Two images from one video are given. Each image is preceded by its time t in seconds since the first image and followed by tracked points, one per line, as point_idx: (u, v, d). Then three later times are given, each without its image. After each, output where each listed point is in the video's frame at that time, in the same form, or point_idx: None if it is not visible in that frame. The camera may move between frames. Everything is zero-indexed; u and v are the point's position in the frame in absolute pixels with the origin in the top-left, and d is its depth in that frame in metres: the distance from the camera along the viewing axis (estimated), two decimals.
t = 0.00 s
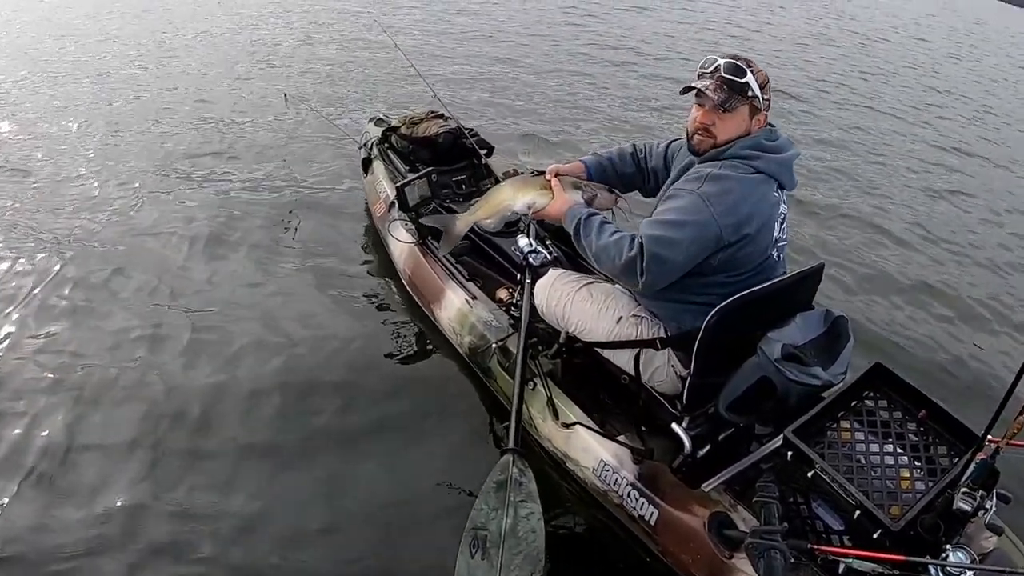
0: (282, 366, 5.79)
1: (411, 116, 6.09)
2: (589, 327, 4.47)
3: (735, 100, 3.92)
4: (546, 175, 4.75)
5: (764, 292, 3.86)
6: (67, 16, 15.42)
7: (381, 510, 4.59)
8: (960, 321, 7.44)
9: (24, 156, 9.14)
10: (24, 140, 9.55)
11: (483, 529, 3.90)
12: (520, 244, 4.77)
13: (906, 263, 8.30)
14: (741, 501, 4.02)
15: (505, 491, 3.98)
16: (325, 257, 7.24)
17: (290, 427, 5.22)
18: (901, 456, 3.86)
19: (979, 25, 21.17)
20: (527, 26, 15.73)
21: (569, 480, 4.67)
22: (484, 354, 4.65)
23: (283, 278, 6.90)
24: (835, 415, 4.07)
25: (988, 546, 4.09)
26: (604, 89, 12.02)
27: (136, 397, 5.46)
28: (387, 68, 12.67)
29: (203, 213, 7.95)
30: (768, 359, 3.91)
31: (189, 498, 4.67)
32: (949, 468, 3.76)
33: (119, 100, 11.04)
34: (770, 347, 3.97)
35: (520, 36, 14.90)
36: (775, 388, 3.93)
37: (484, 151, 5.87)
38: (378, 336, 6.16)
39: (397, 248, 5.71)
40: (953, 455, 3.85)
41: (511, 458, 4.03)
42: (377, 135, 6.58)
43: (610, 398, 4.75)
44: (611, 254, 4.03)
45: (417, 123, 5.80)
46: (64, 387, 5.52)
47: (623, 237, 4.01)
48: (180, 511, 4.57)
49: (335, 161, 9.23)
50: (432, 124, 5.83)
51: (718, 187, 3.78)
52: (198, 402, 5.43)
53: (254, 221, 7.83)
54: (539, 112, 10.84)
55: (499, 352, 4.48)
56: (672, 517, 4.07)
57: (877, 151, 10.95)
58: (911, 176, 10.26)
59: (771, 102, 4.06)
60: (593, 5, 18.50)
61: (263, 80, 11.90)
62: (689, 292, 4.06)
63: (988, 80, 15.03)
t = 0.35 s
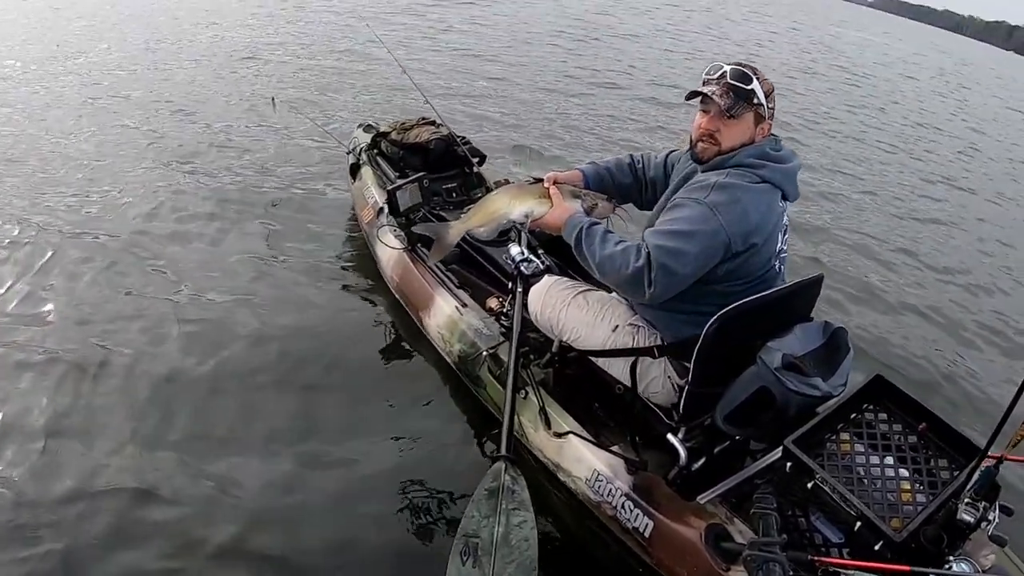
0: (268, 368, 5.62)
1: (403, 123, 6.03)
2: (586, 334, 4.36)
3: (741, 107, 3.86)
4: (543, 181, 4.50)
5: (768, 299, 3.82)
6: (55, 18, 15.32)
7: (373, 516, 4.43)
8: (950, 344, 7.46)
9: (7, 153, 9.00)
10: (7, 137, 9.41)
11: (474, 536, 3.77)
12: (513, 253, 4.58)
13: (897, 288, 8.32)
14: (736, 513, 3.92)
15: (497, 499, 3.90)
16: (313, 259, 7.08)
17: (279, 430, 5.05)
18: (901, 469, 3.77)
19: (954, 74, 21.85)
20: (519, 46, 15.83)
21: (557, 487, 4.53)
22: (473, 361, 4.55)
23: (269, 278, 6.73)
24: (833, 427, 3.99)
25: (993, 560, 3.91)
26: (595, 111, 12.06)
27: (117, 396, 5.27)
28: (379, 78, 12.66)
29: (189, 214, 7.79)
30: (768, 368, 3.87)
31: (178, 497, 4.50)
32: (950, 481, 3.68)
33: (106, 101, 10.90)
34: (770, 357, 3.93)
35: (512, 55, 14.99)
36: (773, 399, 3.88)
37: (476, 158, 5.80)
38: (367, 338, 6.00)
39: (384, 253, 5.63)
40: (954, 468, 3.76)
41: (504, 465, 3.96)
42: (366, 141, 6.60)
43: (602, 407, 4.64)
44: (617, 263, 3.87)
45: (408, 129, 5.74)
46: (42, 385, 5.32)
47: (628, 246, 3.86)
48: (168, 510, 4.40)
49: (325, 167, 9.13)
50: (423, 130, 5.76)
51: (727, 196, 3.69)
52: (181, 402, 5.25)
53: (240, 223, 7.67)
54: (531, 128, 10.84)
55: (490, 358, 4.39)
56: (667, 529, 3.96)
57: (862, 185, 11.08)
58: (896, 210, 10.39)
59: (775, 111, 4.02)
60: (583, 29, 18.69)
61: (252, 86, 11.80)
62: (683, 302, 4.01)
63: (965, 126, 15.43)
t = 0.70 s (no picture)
0: (257, 374, 5.48)
1: (393, 128, 5.99)
2: (579, 343, 4.27)
3: (743, 115, 3.79)
4: (540, 189, 4.38)
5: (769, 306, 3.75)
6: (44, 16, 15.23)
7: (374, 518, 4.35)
8: (940, 368, 7.44)
9: None
10: None
11: (465, 544, 3.60)
12: (506, 261, 4.37)
13: (886, 314, 8.33)
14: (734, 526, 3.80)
15: (489, 507, 3.70)
16: (302, 266, 6.97)
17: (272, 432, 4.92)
18: (901, 481, 3.68)
19: (932, 107, 22.25)
20: (506, 62, 15.83)
21: (549, 495, 4.37)
22: (463, 369, 4.44)
23: (258, 284, 6.59)
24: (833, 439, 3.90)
25: None
26: (583, 128, 12.02)
27: (102, 400, 5.12)
28: (367, 88, 12.58)
29: (174, 219, 7.64)
30: (769, 378, 3.77)
31: (177, 497, 4.38)
32: (952, 493, 3.58)
33: (88, 100, 10.69)
34: (769, 365, 3.86)
35: (499, 70, 14.98)
36: (774, 409, 3.80)
37: (467, 167, 5.76)
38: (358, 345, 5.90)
39: (372, 258, 5.53)
40: (956, 481, 3.67)
41: (497, 473, 3.77)
42: (355, 147, 6.51)
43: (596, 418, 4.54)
44: (617, 272, 3.79)
45: (400, 135, 5.69)
46: (21, 389, 5.14)
47: (628, 254, 3.78)
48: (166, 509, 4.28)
49: (313, 173, 9.02)
50: (415, 137, 5.72)
51: (730, 207, 3.63)
52: (175, 403, 5.13)
53: (227, 228, 7.53)
54: (520, 141, 10.78)
55: (482, 366, 4.29)
56: (663, 540, 3.82)
57: (848, 211, 11.13)
58: (881, 238, 10.44)
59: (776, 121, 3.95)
60: (570, 48, 18.73)
61: (242, 90, 11.72)
62: (683, 312, 3.93)
63: (945, 156, 15.64)
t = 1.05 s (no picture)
0: (246, 379, 5.37)
1: (385, 129, 5.90)
2: (576, 348, 4.15)
3: (743, 116, 3.69)
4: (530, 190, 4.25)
5: (768, 311, 3.66)
6: (34, 14, 15.08)
7: (382, 518, 4.35)
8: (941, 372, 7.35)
9: None
10: None
11: (457, 556, 3.47)
12: (500, 265, 4.32)
13: (884, 315, 8.26)
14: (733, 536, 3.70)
15: (481, 517, 3.55)
16: (293, 266, 6.84)
17: (277, 432, 4.89)
18: (905, 490, 3.58)
19: (930, 107, 22.18)
20: (502, 62, 15.71)
21: (544, 502, 4.25)
22: (457, 376, 4.35)
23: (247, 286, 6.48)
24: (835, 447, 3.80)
25: None
26: (578, 128, 11.91)
27: (90, 405, 5.02)
28: (361, 87, 12.44)
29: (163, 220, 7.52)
30: (770, 386, 3.70)
31: (187, 498, 4.38)
32: (956, 503, 3.49)
33: (77, 98, 10.55)
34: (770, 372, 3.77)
35: (494, 70, 14.87)
36: (774, 417, 3.72)
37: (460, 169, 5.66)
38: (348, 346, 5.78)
39: (364, 263, 5.44)
40: (960, 491, 3.58)
41: (490, 483, 3.61)
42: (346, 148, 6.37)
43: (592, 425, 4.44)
44: (613, 279, 3.70)
45: (391, 136, 5.59)
46: (6, 395, 5.04)
47: (625, 260, 3.69)
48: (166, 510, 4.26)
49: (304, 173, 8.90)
50: (406, 138, 5.62)
51: (729, 212, 3.54)
52: (178, 405, 5.08)
53: (217, 229, 7.40)
54: (514, 141, 10.66)
55: (476, 374, 4.19)
56: (660, 551, 3.73)
57: (847, 211, 11.05)
58: (879, 240, 10.35)
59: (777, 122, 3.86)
60: (565, 47, 18.62)
61: (234, 89, 11.60)
62: (683, 317, 3.82)
63: (943, 156, 15.57)
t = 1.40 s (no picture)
0: (239, 382, 5.28)
1: (375, 126, 5.76)
2: (573, 356, 4.05)
3: (739, 113, 3.57)
4: (519, 190, 4.10)
5: (766, 315, 3.56)
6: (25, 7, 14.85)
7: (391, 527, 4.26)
8: (949, 367, 7.22)
9: None
10: None
11: (451, 571, 3.39)
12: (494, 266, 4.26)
13: (890, 308, 8.10)
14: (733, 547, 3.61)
15: (475, 532, 3.47)
16: (287, 266, 6.74)
17: (284, 434, 4.82)
18: (909, 498, 3.48)
19: (939, 84, 21.76)
20: (500, 47, 15.44)
21: (539, 511, 4.15)
22: (452, 383, 4.27)
23: (239, 286, 6.36)
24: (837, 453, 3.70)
25: None
26: (578, 115, 11.67)
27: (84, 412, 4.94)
28: (357, 77, 12.24)
29: (154, 219, 7.40)
30: (768, 392, 3.60)
31: (193, 503, 4.31)
32: (962, 512, 3.40)
33: (68, 94, 10.39)
34: (768, 379, 3.67)
35: (492, 56, 14.61)
36: (772, 425, 3.62)
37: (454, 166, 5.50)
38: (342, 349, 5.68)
39: (356, 266, 5.34)
40: (966, 498, 3.49)
41: (483, 496, 3.52)
42: (335, 147, 6.25)
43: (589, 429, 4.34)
44: (606, 284, 3.59)
45: (381, 134, 5.46)
46: None
47: (618, 265, 3.58)
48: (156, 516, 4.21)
49: (298, 167, 8.74)
50: (397, 136, 5.49)
51: (725, 215, 3.43)
52: (184, 410, 4.99)
53: (209, 228, 7.28)
54: (513, 130, 10.46)
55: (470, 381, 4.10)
56: (658, 563, 3.64)
57: (853, 198, 10.86)
58: (887, 226, 10.14)
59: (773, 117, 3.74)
60: (565, 31, 18.30)
61: (229, 80, 11.42)
62: (681, 323, 3.71)
63: (952, 137, 15.27)
